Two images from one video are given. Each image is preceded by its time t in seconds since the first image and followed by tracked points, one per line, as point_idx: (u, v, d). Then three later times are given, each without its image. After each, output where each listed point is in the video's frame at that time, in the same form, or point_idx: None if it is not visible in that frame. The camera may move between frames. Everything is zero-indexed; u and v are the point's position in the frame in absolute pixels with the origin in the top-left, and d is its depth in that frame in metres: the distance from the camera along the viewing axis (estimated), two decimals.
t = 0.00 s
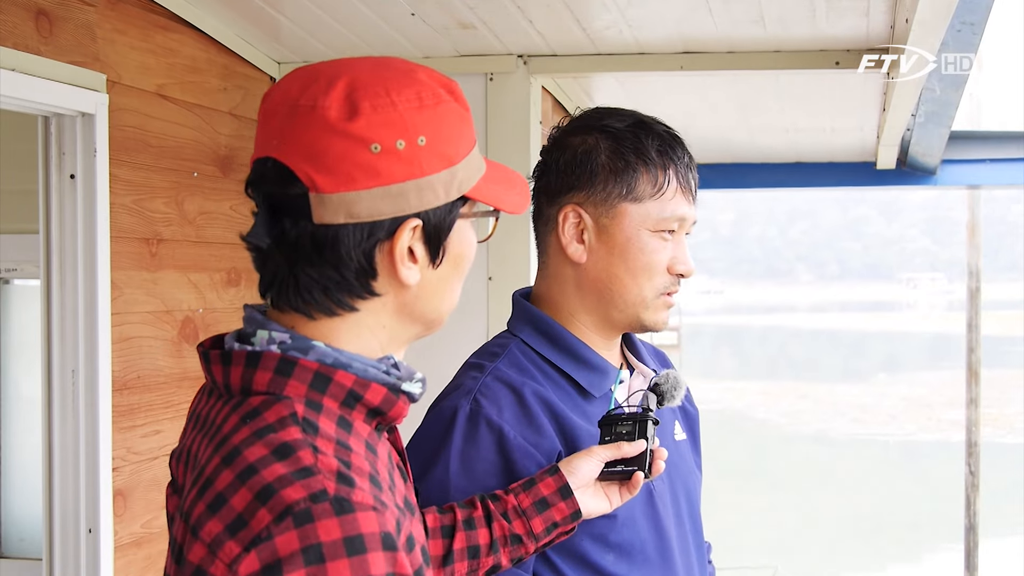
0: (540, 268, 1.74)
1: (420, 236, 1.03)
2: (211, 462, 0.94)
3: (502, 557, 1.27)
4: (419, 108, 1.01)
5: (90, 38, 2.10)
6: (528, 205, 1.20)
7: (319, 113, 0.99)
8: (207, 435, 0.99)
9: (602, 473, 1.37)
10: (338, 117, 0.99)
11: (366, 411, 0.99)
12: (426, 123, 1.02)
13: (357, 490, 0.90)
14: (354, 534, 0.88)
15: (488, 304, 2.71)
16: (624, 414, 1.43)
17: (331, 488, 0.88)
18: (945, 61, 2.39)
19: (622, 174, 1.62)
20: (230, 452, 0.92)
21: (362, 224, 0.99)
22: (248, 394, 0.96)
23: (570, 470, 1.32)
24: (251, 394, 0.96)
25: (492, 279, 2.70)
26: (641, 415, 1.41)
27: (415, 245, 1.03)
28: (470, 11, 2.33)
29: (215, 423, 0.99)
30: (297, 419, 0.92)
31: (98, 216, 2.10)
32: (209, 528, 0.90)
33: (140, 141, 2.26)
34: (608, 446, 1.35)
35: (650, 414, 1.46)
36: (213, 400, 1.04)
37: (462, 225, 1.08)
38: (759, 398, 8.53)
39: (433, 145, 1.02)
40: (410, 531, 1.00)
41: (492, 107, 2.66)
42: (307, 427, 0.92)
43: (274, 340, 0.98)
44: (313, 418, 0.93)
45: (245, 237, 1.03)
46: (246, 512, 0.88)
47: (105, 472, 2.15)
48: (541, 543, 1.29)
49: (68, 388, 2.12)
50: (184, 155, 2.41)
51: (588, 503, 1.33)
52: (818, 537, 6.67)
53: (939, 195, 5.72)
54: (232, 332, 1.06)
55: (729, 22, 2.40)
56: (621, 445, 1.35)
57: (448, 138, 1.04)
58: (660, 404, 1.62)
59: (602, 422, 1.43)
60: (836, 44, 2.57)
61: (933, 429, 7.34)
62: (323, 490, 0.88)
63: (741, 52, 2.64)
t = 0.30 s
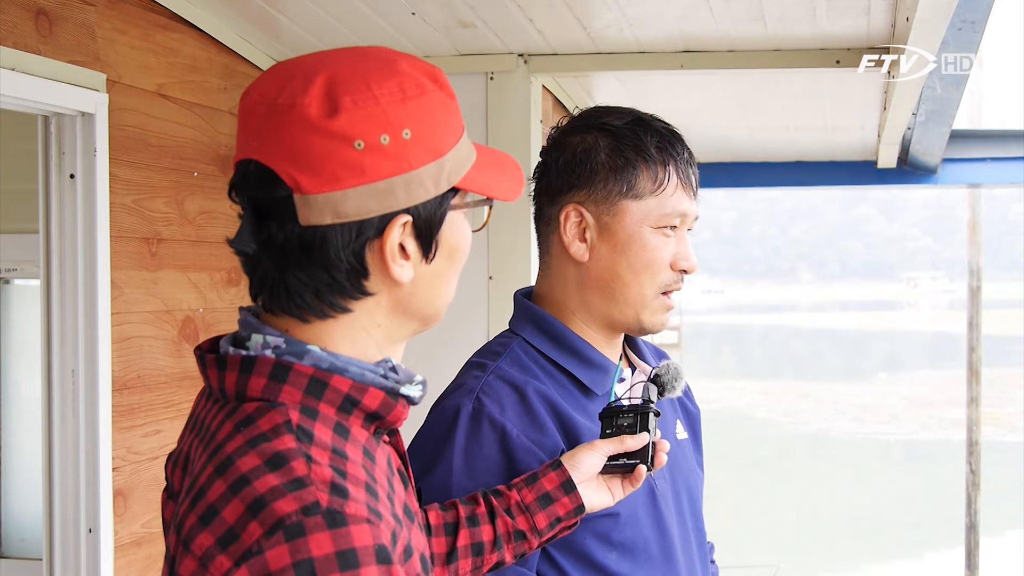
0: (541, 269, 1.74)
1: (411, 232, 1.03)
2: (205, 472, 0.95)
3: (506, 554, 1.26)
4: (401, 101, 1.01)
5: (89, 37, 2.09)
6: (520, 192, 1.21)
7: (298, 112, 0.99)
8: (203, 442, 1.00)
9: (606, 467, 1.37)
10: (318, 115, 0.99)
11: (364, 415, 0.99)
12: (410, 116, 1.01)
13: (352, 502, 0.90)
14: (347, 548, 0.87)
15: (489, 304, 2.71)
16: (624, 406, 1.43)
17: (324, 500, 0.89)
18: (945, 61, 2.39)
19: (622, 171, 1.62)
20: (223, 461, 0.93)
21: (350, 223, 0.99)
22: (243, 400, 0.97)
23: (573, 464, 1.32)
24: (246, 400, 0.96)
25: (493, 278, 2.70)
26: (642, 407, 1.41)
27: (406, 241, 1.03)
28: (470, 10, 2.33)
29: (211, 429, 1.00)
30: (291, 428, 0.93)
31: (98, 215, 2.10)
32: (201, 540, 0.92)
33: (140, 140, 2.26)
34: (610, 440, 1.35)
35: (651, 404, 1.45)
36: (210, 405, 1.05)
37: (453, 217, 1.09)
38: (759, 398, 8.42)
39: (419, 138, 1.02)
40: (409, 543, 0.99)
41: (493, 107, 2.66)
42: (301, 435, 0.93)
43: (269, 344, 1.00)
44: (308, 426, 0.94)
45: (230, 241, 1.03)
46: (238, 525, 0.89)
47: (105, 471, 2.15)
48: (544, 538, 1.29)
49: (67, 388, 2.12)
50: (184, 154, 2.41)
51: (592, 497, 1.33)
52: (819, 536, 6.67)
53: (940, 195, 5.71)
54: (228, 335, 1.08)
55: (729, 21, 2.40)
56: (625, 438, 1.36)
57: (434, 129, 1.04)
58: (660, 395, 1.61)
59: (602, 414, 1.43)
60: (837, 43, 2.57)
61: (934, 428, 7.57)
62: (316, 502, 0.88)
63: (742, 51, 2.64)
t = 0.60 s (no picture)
0: (543, 269, 1.74)
1: (416, 233, 1.03)
2: (204, 472, 0.95)
3: (503, 557, 1.26)
4: (412, 101, 1.02)
5: (90, 35, 2.09)
6: (524, 199, 1.21)
7: (308, 109, 0.99)
8: (202, 441, 1.00)
9: (604, 472, 1.37)
10: (328, 112, 0.99)
11: (364, 417, 0.99)
12: (420, 117, 1.02)
13: (353, 503, 0.90)
14: (348, 550, 0.88)
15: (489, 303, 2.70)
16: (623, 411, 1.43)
17: (324, 502, 0.89)
18: (945, 60, 2.39)
19: (621, 170, 1.62)
20: (222, 462, 0.93)
21: (356, 223, 0.99)
22: (242, 400, 0.97)
23: (571, 468, 1.32)
24: (245, 400, 0.96)
25: (493, 277, 2.70)
26: (641, 412, 1.41)
27: (411, 243, 1.03)
28: (471, 9, 2.33)
29: (209, 429, 1.00)
30: (291, 428, 0.93)
31: (98, 213, 2.10)
32: (200, 541, 0.91)
33: (140, 139, 2.25)
34: (609, 445, 1.35)
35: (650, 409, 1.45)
36: (209, 405, 1.05)
37: (458, 221, 1.09)
38: (761, 395, 8.93)
39: (427, 140, 1.02)
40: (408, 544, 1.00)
41: (493, 106, 2.65)
42: (302, 435, 0.93)
43: (270, 344, 1.00)
44: (308, 426, 0.94)
45: (234, 237, 1.03)
46: (238, 525, 0.89)
47: (105, 469, 2.15)
48: (542, 542, 1.29)
49: (68, 386, 2.12)
50: (184, 152, 2.41)
51: (590, 502, 1.34)
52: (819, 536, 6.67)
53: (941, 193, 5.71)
54: (228, 334, 1.08)
55: (731, 20, 2.40)
56: (623, 444, 1.36)
57: (443, 131, 1.04)
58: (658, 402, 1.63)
59: (601, 419, 1.43)
60: (838, 43, 2.57)
61: (935, 427, 7.70)
62: (317, 503, 0.88)
63: (743, 50, 2.64)
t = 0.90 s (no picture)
0: (545, 269, 1.74)
1: (414, 233, 1.03)
2: (203, 473, 0.95)
3: (500, 559, 1.27)
4: (414, 101, 1.02)
5: (91, 36, 2.09)
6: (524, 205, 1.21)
7: (311, 105, 1.00)
8: (201, 444, 1.00)
9: (601, 475, 1.36)
10: (331, 109, 0.99)
11: (362, 418, 1.00)
12: (422, 116, 1.02)
13: (352, 503, 0.90)
14: (348, 550, 0.87)
15: (490, 304, 2.70)
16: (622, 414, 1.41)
17: (324, 502, 0.89)
18: (945, 60, 2.38)
19: (624, 172, 1.62)
20: (222, 463, 0.93)
21: (355, 220, 0.99)
22: (241, 401, 0.97)
23: (569, 471, 1.32)
24: (244, 401, 0.96)
25: (494, 277, 2.70)
26: (639, 416, 1.39)
27: (410, 243, 1.03)
28: (471, 10, 2.33)
29: (208, 431, 1.00)
30: (290, 429, 0.93)
31: (98, 214, 2.10)
32: (200, 542, 0.91)
33: (140, 139, 2.25)
34: (607, 448, 1.34)
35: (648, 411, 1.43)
36: (207, 407, 1.05)
37: (456, 223, 1.09)
38: (759, 398, 9.35)
39: (428, 140, 1.02)
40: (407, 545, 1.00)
41: (494, 106, 2.65)
42: (301, 436, 0.93)
43: (268, 344, 1.00)
44: (307, 428, 0.94)
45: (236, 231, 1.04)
46: (238, 526, 0.89)
47: (105, 470, 2.15)
48: (539, 545, 1.29)
49: (68, 387, 2.12)
50: (184, 152, 2.41)
51: (587, 505, 1.33)
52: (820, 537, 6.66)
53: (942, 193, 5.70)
54: (227, 334, 1.08)
55: (731, 20, 2.39)
56: (621, 447, 1.34)
57: (445, 132, 1.04)
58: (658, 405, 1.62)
59: (599, 422, 1.41)
60: (838, 43, 2.56)
61: (935, 427, 7.82)
62: (316, 503, 0.88)
63: (743, 51, 2.64)
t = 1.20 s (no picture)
0: (547, 270, 1.71)
1: (413, 232, 1.00)
2: (204, 475, 0.92)
3: (506, 570, 1.23)
4: (405, 100, 0.99)
5: (87, 36, 2.07)
6: (523, 196, 1.18)
7: (298, 110, 0.98)
8: (202, 445, 0.97)
9: (610, 486, 1.33)
10: (320, 113, 0.97)
11: (365, 422, 0.98)
12: (413, 114, 1.00)
13: (353, 508, 0.88)
14: (348, 555, 0.85)
15: (490, 308, 2.68)
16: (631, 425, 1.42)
17: (325, 506, 0.86)
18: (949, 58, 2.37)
19: (628, 176, 1.59)
20: (223, 465, 0.90)
21: (352, 222, 0.97)
22: (242, 404, 0.94)
23: (577, 481, 1.30)
24: (246, 403, 0.94)
25: (494, 279, 2.67)
26: (649, 426, 1.40)
27: (409, 242, 1.00)
28: (471, 9, 2.31)
29: (209, 432, 0.97)
30: (292, 432, 0.90)
31: (94, 216, 2.08)
32: (199, 545, 0.89)
33: (136, 140, 2.23)
34: (616, 459, 1.33)
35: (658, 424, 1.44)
36: (210, 408, 1.02)
37: (456, 218, 1.06)
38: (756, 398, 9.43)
39: (421, 138, 1.00)
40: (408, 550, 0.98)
41: (494, 106, 2.62)
42: (303, 439, 0.90)
43: (271, 347, 0.97)
44: (309, 431, 0.91)
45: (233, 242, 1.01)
46: (237, 529, 0.87)
47: (102, 475, 2.12)
48: (545, 556, 1.25)
49: (63, 390, 2.10)
50: (181, 154, 2.38)
51: (595, 516, 1.30)
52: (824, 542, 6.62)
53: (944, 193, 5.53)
54: (230, 337, 1.04)
55: (733, 19, 2.37)
56: (630, 459, 1.33)
57: (437, 130, 1.02)
58: (667, 415, 1.63)
59: (608, 433, 1.42)
60: (841, 41, 2.55)
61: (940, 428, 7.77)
62: (317, 507, 0.86)
63: (745, 50, 2.61)
